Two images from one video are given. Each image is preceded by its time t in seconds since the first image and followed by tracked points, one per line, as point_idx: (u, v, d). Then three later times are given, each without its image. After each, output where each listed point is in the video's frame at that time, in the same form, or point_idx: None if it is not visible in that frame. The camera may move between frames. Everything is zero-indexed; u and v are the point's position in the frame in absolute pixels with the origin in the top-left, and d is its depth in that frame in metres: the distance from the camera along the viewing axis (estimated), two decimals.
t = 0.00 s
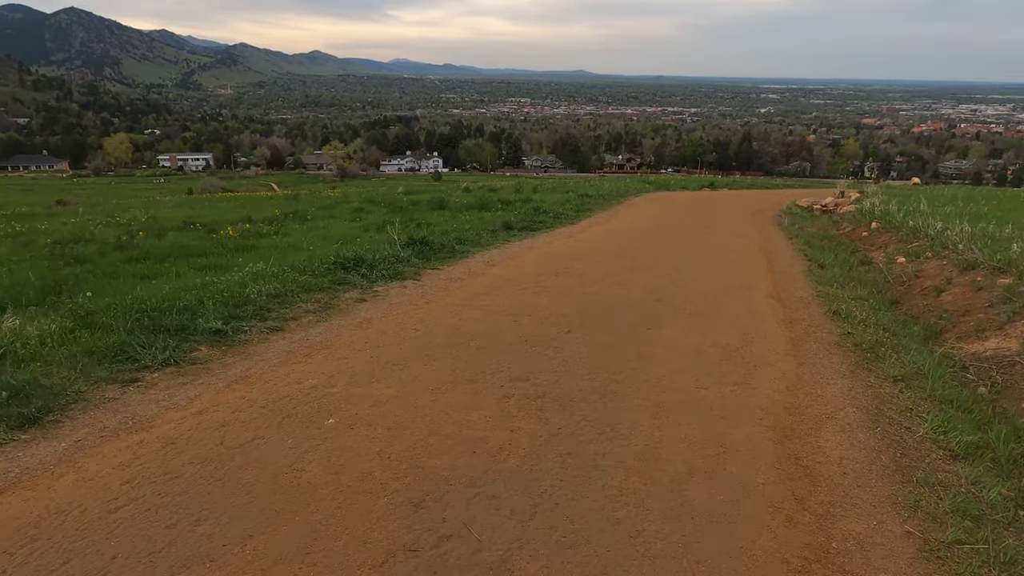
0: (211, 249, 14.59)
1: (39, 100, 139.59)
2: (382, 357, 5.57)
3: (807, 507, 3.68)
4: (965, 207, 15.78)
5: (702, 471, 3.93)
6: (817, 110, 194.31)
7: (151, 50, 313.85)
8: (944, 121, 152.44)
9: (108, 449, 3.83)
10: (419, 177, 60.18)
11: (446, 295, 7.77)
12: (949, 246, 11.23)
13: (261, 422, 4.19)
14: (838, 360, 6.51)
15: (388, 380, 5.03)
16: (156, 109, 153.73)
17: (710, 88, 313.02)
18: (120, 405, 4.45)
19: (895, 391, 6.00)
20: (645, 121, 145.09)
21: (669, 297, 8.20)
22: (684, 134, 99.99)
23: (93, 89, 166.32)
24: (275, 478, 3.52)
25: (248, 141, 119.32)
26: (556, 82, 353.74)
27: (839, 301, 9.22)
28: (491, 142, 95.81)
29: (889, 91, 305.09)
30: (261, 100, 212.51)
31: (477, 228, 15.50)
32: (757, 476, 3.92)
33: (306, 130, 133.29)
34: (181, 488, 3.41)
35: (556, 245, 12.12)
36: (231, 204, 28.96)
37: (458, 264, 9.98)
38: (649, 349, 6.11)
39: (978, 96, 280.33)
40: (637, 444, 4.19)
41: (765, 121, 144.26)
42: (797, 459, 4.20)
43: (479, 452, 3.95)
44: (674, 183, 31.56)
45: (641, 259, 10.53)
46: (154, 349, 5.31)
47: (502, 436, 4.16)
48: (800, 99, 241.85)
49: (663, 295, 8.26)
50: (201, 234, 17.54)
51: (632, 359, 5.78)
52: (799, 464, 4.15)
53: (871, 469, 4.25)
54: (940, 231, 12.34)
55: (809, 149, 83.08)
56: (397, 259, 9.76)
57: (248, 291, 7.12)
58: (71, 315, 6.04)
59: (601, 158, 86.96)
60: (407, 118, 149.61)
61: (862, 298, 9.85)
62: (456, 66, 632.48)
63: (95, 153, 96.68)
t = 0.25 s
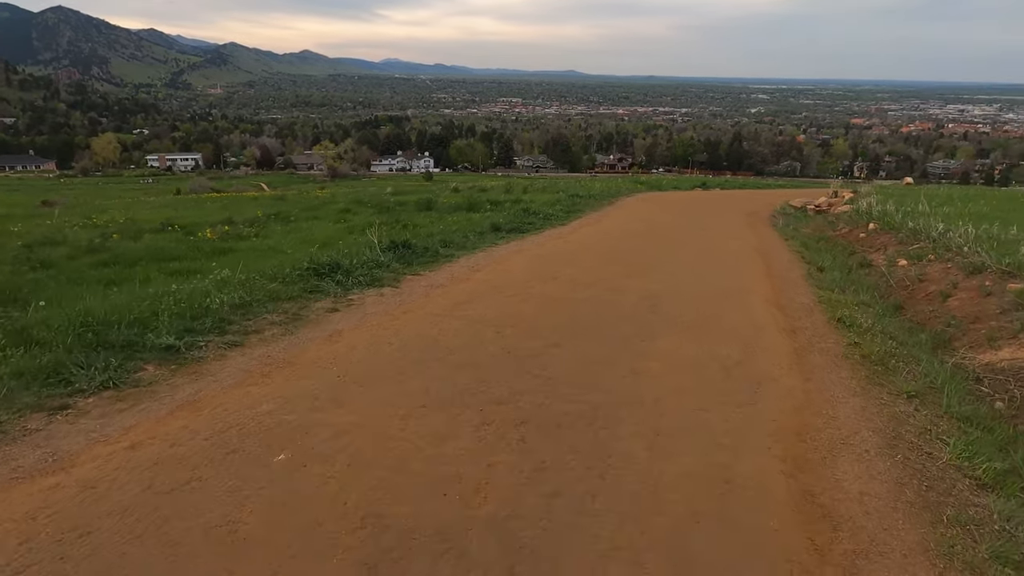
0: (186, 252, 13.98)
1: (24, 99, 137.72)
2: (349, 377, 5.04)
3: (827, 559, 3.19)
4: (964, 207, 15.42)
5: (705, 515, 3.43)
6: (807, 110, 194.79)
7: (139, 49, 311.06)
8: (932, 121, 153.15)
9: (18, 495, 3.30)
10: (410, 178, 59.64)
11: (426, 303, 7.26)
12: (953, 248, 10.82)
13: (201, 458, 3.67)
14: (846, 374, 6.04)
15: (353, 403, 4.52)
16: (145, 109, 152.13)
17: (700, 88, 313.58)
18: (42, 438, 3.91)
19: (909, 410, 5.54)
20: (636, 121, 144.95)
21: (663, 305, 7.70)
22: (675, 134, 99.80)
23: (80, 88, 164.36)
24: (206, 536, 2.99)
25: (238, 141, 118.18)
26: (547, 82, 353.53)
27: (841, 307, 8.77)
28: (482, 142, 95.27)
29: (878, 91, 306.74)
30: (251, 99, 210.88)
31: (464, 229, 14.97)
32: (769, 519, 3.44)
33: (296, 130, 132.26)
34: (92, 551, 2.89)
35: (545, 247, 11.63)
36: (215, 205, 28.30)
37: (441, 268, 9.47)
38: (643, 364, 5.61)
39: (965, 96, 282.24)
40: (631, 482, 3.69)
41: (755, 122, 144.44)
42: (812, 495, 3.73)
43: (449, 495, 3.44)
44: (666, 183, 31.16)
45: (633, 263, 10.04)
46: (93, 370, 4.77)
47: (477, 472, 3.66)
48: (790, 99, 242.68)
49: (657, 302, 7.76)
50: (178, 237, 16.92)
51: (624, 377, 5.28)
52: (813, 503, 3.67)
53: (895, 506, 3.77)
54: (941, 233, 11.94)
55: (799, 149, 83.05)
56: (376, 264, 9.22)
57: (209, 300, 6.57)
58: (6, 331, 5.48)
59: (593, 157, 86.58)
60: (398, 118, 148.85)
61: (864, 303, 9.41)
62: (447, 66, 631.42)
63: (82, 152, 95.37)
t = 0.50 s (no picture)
0: (154, 260, 13.40)
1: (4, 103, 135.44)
2: (310, 404, 4.55)
3: None
4: (953, 213, 15.22)
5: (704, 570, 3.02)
6: (790, 114, 196.32)
7: (122, 51, 307.66)
8: (913, 125, 154.88)
9: None
10: (396, 182, 59.13)
11: (400, 317, 6.80)
12: (948, 255, 10.54)
13: (128, 509, 3.18)
14: (848, 393, 5.65)
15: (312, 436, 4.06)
16: (127, 112, 150.16)
17: (686, 92, 315.37)
18: None
19: (918, 433, 5.14)
20: (622, 125, 145.29)
21: (653, 318, 7.29)
22: (661, 138, 99.99)
23: (61, 91, 162.03)
24: None
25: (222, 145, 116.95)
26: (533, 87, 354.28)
27: (837, 318, 8.41)
28: (468, 147, 94.90)
29: (859, 96, 310.31)
30: (236, 103, 209.10)
31: (447, 235, 14.51)
32: None
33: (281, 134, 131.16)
34: None
35: (530, 255, 11.20)
36: (193, 210, 27.62)
37: (419, 278, 9.01)
38: (632, 386, 5.19)
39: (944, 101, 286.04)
40: (622, 530, 3.26)
41: (740, 126, 145.27)
42: (826, 543, 3.32)
43: (413, 552, 2.98)
44: (653, 187, 30.90)
45: (621, 272, 9.64)
46: (20, 400, 4.26)
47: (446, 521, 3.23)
48: (774, 104, 244.78)
49: (647, 315, 7.33)
50: (149, 244, 16.31)
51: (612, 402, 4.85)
52: (826, 553, 3.26)
53: (916, 554, 3.36)
54: (935, 239, 11.67)
55: (783, 153, 83.43)
56: (352, 274, 8.74)
57: (162, 316, 6.05)
58: None
59: (579, 161, 86.45)
60: (384, 122, 148.15)
61: (860, 313, 9.07)
62: (433, 70, 631.16)
63: (62, 156, 93.78)
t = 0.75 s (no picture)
0: (102, 279, 12.64)
1: None
2: (235, 451, 4.00)
3: None
4: (926, 228, 15.15)
5: None
6: (761, 130, 199.77)
7: (91, 64, 302.38)
8: (878, 141, 158.52)
9: None
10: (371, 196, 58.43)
11: (353, 343, 6.27)
12: (925, 271, 10.33)
13: None
14: (832, 423, 5.26)
15: (233, 492, 3.52)
16: (96, 125, 147.02)
17: (659, 108, 319.67)
18: None
19: (908, 467, 4.76)
20: (596, 140, 146.32)
21: (625, 341, 6.86)
22: (635, 153, 100.69)
23: (27, 103, 158.19)
24: None
25: (194, 159, 114.98)
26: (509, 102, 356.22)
27: (816, 338, 8.08)
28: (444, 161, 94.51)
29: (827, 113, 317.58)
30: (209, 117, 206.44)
31: (414, 252, 13.99)
32: None
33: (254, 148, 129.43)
34: None
35: (498, 272, 10.74)
36: (155, 225, 26.67)
37: (379, 298, 8.48)
38: (599, 421, 4.74)
39: (908, 117, 293.91)
40: None
41: (712, 141, 147.26)
42: None
43: None
44: (627, 201, 30.74)
45: (592, 290, 9.23)
46: None
47: None
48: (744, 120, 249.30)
49: (618, 337, 6.91)
50: (101, 262, 15.50)
51: (577, 440, 4.40)
52: None
53: None
54: (910, 254, 11.49)
55: (755, 167, 84.49)
56: (306, 295, 8.18)
57: (81, 347, 5.44)
58: None
59: (554, 176, 86.51)
60: (359, 136, 147.31)
61: (839, 332, 8.76)
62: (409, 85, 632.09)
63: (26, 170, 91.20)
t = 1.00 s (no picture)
0: (52, 301, 11.92)
1: None
2: (155, 509, 3.48)
3: None
4: (905, 243, 15.01)
5: None
6: (736, 145, 202.60)
7: (64, 77, 297.65)
8: (851, 156, 161.37)
9: None
10: (349, 211, 57.74)
11: (308, 373, 5.76)
12: (908, 288, 10.08)
13: None
14: (825, 458, 4.87)
15: (144, 562, 3.02)
16: (68, 139, 144.28)
17: (636, 123, 323.33)
18: None
19: (908, 506, 4.38)
20: (575, 155, 146.98)
21: (602, 365, 6.44)
22: (613, 168, 101.19)
23: None
24: None
25: (170, 173, 113.19)
26: (488, 117, 357.65)
27: (802, 359, 7.74)
28: (423, 176, 94.01)
29: (799, 129, 323.60)
30: (186, 131, 203.98)
31: (385, 269, 13.49)
32: None
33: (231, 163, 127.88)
34: None
35: (470, 291, 10.31)
36: (122, 241, 25.81)
37: (342, 321, 7.98)
38: (572, 460, 4.31)
39: (879, 133, 300.20)
40: None
41: (689, 156, 148.67)
42: None
43: None
44: (605, 216, 30.48)
45: (568, 309, 8.84)
46: None
47: None
48: (721, 135, 252.75)
49: (595, 361, 6.51)
50: (58, 281, 14.76)
51: (547, 483, 3.96)
52: None
53: None
54: (892, 271, 11.27)
55: (731, 182, 85.17)
56: (262, 318, 7.65)
57: None
58: None
59: (534, 190, 86.47)
60: (339, 151, 146.25)
61: (825, 352, 8.44)
62: (389, 100, 633.25)
63: None
